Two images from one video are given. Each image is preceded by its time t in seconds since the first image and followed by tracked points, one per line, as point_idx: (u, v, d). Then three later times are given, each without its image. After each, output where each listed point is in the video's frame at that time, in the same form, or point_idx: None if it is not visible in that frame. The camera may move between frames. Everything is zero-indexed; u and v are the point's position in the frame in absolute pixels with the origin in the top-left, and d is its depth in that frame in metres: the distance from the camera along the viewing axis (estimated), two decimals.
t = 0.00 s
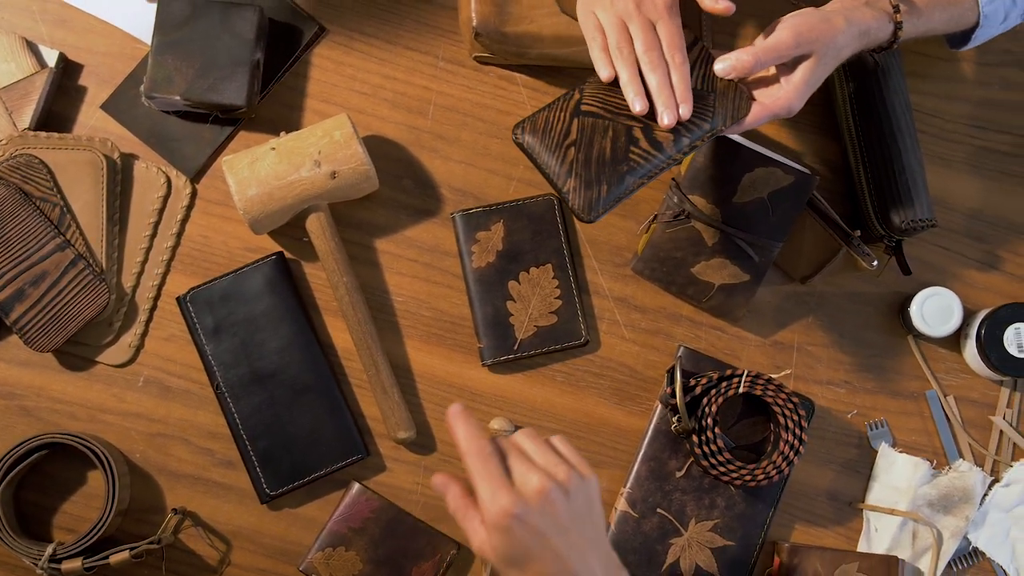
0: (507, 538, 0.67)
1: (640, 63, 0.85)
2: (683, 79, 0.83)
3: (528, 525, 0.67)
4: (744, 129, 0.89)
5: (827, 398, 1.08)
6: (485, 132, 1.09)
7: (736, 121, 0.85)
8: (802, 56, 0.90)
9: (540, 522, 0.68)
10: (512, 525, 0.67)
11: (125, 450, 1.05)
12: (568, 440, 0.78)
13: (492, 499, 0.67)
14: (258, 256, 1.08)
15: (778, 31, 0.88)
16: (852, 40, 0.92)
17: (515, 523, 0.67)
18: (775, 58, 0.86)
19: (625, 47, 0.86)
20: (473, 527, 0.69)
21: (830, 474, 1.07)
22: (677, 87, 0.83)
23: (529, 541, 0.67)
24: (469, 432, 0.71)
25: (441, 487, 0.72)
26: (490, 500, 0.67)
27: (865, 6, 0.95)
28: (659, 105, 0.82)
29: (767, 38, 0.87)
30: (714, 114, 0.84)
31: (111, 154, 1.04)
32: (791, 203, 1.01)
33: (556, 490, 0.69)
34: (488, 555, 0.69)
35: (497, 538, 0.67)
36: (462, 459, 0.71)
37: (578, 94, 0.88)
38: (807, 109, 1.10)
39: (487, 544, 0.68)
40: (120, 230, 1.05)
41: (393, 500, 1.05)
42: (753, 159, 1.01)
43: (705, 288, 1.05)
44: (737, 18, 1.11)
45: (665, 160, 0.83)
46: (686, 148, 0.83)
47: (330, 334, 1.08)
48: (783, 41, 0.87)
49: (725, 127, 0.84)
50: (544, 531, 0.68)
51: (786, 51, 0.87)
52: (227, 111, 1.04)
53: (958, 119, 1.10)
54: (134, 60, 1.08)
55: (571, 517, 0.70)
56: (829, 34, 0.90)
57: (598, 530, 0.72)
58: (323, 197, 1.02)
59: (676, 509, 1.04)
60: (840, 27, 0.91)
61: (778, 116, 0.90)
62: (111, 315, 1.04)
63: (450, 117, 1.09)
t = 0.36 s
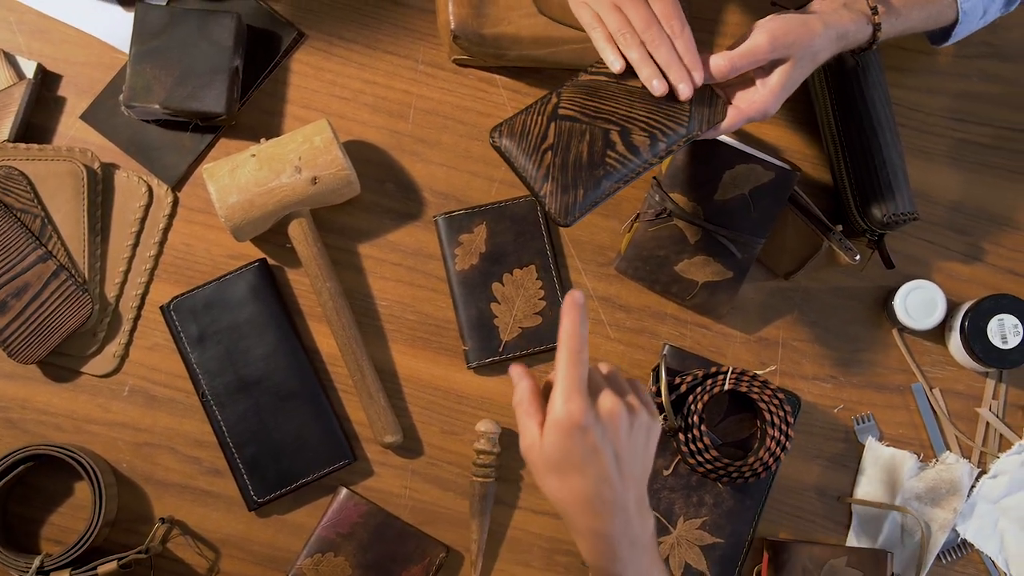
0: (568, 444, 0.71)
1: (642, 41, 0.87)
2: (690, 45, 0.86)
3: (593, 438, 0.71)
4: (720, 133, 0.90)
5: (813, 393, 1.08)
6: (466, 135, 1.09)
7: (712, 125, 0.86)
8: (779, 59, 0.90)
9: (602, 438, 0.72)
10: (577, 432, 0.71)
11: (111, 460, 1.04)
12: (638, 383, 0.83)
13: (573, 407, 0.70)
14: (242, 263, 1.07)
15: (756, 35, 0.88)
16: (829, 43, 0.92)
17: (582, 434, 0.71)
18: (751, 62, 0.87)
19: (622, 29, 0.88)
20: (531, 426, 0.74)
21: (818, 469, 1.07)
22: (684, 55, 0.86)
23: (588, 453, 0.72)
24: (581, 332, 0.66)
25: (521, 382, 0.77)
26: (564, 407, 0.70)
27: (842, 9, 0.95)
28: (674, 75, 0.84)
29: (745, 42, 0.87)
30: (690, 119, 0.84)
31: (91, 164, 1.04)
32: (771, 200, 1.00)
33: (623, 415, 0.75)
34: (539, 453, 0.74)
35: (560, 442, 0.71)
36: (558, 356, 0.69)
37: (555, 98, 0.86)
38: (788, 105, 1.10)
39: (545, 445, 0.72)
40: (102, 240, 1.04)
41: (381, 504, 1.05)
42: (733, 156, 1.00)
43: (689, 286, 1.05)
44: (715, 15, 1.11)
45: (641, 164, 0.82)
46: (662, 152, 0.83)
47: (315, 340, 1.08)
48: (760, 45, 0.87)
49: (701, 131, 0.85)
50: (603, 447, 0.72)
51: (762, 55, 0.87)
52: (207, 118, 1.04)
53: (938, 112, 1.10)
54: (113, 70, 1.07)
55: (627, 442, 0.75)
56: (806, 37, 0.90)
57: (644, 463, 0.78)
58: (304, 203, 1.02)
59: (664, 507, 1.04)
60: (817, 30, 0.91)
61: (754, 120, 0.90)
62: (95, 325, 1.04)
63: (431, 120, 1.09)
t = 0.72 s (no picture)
0: (559, 388, 0.74)
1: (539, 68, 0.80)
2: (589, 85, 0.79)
3: (582, 382, 0.74)
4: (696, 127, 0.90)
5: (801, 388, 1.08)
6: (448, 137, 1.09)
7: (688, 120, 0.87)
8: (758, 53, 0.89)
9: (591, 383, 0.75)
10: (568, 376, 0.73)
11: (100, 470, 1.04)
12: (628, 343, 0.86)
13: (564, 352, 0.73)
14: (226, 270, 1.07)
15: (736, 28, 0.87)
16: (809, 38, 0.92)
17: (573, 378, 0.73)
18: (729, 56, 0.86)
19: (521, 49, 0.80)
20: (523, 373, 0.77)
21: (807, 464, 1.07)
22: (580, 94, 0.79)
23: (578, 397, 0.74)
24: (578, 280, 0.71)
25: (518, 329, 0.80)
26: (557, 352, 0.73)
27: (824, 4, 0.95)
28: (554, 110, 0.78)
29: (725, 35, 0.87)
30: (667, 112, 0.85)
31: (74, 175, 1.04)
32: (754, 196, 1.00)
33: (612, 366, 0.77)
34: (530, 398, 0.76)
35: (551, 385, 0.74)
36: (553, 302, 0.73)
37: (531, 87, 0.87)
38: (769, 101, 1.10)
39: (535, 389, 0.75)
40: (86, 250, 1.04)
41: (370, 509, 1.05)
42: (715, 152, 0.99)
43: (674, 284, 1.05)
44: (695, 12, 1.11)
45: (615, 155, 0.83)
46: (637, 144, 0.84)
47: (302, 345, 1.08)
48: (739, 39, 0.86)
49: (676, 126, 0.86)
50: (592, 392, 0.75)
51: (741, 49, 0.86)
52: (189, 127, 1.04)
53: (920, 104, 1.10)
54: (93, 80, 1.07)
55: (615, 391, 0.77)
56: (786, 31, 0.89)
57: (632, 416, 0.80)
58: (287, 209, 1.02)
59: (654, 506, 1.04)
60: (797, 25, 0.90)
61: (731, 115, 0.90)
62: (80, 336, 1.04)
63: (413, 123, 1.09)
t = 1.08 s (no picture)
0: (529, 364, 0.76)
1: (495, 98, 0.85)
2: (547, 114, 0.81)
3: (553, 359, 0.75)
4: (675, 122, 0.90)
5: (788, 383, 1.08)
6: (431, 139, 1.09)
7: (667, 115, 0.87)
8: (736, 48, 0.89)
9: (562, 360, 0.76)
10: (538, 352, 0.75)
11: (88, 479, 1.04)
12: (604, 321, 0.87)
13: (533, 328, 0.75)
14: (211, 276, 1.07)
15: (715, 23, 0.87)
16: (788, 32, 0.92)
17: (543, 355, 0.75)
18: (707, 51, 0.86)
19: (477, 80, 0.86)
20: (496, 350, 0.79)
21: (796, 459, 1.07)
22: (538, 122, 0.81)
23: (549, 373, 0.75)
24: (550, 256, 0.73)
25: (495, 307, 0.82)
26: (527, 329, 0.75)
27: None
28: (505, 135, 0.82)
29: (704, 29, 0.87)
30: (644, 107, 0.85)
31: (56, 183, 1.04)
32: (736, 192, 1.00)
33: (585, 341, 0.78)
34: (503, 376, 0.78)
35: (522, 362, 0.75)
36: (524, 278, 0.75)
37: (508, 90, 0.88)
38: (751, 97, 1.10)
39: (506, 366, 0.77)
40: (70, 259, 1.04)
41: (359, 512, 1.05)
42: (697, 149, 1.00)
43: (659, 281, 1.05)
44: (675, 9, 1.11)
45: (593, 153, 0.84)
46: (615, 141, 0.84)
47: (289, 350, 1.08)
48: (717, 34, 0.86)
49: (655, 121, 0.86)
50: (563, 368, 0.76)
51: (719, 44, 0.86)
52: (170, 133, 1.04)
53: (901, 97, 1.10)
54: (74, 88, 1.07)
55: (587, 367, 0.78)
56: (765, 26, 0.89)
57: (605, 392, 0.81)
58: (271, 214, 1.01)
59: (643, 503, 1.04)
60: (775, 20, 0.90)
61: (710, 110, 0.90)
62: (66, 345, 1.04)
63: (396, 126, 1.09)
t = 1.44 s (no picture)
0: (498, 353, 0.76)
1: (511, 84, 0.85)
2: (562, 96, 0.82)
3: (521, 346, 0.76)
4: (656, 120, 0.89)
5: (776, 376, 1.08)
6: (414, 140, 1.09)
7: (650, 113, 0.86)
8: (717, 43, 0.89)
9: (531, 346, 0.77)
10: (506, 340, 0.76)
11: (78, 486, 1.04)
12: (572, 307, 0.88)
13: (499, 317, 0.76)
14: (197, 281, 1.07)
15: (695, 19, 0.87)
16: (768, 27, 0.91)
17: (511, 342, 0.76)
18: (687, 47, 0.85)
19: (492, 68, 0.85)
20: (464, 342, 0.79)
21: (785, 452, 1.07)
22: (554, 105, 0.83)
23: (518, 360, 0.76)
24: (512, 245, 0.76)
25: (465, 298, 0.82)
26: (493, 318, 0.76)
27: None
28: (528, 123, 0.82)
29: (684, 26, 0.86)
30: (627, 106, 0.85)
31: (39, 191, 1.04)
32: (719, 187, 1.00)
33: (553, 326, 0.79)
34: (473, 366, 0.79)
35: (491, 352, 0.76)
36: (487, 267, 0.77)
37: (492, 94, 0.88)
38: (734, 91, 1.10)
39: (476, 356, 0.77)
40: (55, 266, 1.04)
41: (349, 514, 1.05)
42: (681, 145, 1.00)
43: (645, 277, 1.05)
44: (657, 5, 1.11)
45: (577, 154, 0.83)
46: (598, 141, 0.84)
47: (276, 354, 1.08)
48: (698, 30, 0.85)
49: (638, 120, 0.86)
50: (532, 355, 0.77)
51: (700, 39, 0.86)
52: (153, 139, 1.04)
53: (884, 88, 1.10)
54: (56, 95, 1.07)
55: (557, 352, 0.79)
56: (745, 21, 0.89)
57: (577, 376, 0.81)
58: (255, 218, 1.01)
59: (633, 500, 1.04)
60: (756, 14, 0.89)
61: (693, 107, 0.89)
62: (52, 352, 1.04)
63: (379, 127, 1.09)
